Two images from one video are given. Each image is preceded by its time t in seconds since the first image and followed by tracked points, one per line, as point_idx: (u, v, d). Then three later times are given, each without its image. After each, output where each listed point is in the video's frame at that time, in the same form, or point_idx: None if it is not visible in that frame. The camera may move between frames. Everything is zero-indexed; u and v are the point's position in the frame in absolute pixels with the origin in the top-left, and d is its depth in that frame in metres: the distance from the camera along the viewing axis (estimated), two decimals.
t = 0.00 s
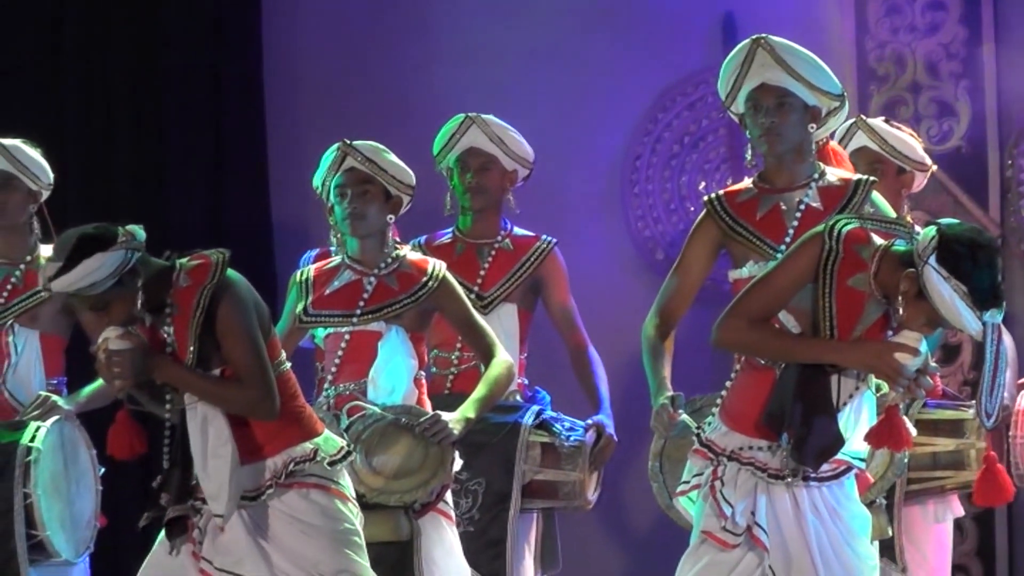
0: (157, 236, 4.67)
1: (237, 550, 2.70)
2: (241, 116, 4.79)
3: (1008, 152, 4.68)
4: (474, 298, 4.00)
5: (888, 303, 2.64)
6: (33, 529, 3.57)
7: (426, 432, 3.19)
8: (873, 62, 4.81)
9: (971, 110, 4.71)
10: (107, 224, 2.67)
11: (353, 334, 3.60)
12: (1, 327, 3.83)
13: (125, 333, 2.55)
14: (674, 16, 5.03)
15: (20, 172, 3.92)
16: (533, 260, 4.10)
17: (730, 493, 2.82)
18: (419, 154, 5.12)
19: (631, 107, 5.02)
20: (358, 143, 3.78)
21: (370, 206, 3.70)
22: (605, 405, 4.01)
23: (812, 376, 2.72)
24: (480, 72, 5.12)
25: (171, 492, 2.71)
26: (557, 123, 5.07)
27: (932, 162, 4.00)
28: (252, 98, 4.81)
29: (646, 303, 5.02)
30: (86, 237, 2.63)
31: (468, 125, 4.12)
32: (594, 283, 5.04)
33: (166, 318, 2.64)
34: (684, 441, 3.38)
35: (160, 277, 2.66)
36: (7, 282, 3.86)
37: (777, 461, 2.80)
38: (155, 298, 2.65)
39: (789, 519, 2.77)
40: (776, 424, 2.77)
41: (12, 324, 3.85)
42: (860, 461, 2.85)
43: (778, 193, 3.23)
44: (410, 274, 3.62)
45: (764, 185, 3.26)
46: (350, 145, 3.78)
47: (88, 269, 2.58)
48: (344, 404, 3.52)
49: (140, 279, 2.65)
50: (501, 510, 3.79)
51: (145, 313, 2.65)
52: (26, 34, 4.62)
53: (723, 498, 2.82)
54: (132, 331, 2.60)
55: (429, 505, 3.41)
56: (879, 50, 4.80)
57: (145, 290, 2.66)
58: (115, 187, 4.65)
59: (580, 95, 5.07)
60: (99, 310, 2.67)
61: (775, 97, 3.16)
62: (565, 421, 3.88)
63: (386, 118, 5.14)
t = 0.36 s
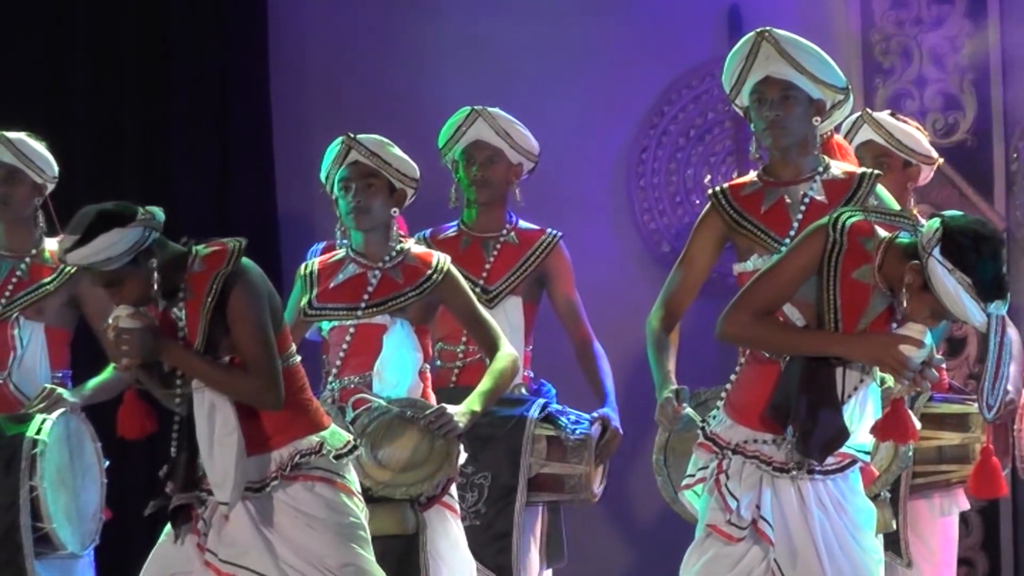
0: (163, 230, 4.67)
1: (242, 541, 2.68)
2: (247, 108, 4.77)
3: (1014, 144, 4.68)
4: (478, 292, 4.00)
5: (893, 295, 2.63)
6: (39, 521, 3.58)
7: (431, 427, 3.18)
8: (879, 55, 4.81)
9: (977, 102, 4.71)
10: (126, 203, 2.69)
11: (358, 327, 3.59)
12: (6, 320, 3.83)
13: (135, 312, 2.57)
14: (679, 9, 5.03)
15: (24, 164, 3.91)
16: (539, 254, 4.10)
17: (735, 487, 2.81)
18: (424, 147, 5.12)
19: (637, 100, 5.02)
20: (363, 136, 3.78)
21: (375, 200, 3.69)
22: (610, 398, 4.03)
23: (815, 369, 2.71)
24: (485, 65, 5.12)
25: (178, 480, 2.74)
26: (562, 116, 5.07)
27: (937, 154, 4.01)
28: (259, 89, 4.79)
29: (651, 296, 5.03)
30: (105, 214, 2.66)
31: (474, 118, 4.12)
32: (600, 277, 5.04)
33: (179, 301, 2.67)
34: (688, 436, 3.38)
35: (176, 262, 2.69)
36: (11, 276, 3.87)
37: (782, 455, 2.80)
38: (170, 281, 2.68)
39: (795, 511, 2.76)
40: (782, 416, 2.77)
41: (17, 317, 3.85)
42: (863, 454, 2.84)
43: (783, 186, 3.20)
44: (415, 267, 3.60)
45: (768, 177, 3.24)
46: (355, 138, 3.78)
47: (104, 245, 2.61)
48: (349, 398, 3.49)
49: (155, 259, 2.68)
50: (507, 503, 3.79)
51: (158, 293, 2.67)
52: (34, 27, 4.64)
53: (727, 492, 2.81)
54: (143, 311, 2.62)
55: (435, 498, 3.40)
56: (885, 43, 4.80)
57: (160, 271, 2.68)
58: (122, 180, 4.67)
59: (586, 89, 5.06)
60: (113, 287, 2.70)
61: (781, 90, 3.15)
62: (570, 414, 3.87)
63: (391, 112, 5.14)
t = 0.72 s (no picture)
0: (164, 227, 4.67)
1: (245, 535, 2.68)
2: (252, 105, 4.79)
3: (1017, 140, 4.69)
4: (485, 288, 4.01)
5: (893, 289, 2.63)
6: (40, 517, 3.57)
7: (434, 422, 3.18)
8: (882, 52, 4.81)
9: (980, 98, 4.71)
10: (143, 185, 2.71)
11: (361, 322, 3.58)
12: (7, 316, 3.82)
13: (143, 295, 2.59)
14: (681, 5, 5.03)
15: (23, 160, 3.88)
16: (546, 249, 4.12)
17: (737, 483, 2.81)
18: (426, 144, 5.12)
19: (639, 96, 5.02)
20: (366, 132, 3.74)
21: (378, 196, 3.66)
22: (617, 393, 4.02)
23: (818, 364, 2.70)
24: (487, 61, 5.12)
25: (180, 472, 2.74)
26: (564, 112, 5.07)
27: (939, 150, 4.03)
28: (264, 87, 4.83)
29: (653, 293, 5.03)
30: (121, 194, 2.68)
31: (481, 113, 4.13)
32: (601, 274, 5.04)
33: (189, 288, 2.68)
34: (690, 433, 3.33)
35: (188, 250, 2.70)
36: (13, 273, 3.86)
37: (784, 450, 2.79)
38: (181, 268, 2.69)
39: (797, 507, 2.75)
40: (783, 411, 2.76)
41: (18, 313, 3.84)
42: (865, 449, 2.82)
43: (783, 181, 3.20)
44: (418, 263, 3.60)
45: (768, 173, 3.24)
46: (357, 135, 3.73)
47: (117, 223, 2.62)
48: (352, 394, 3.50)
49: (167, 242, 2.69)
50: (513, 499, 3.79)
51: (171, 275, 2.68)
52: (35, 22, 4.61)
53: (730, 489, 2.81)
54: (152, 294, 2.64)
55: (438, 495, 3.33)
56: (887, 40, 4.80)
57: (172, 254, 2.70)
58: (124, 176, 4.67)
59: (588, 86, 5.06)
60: (124, 267, 2.70)
61: (782, 86, 3.13)
62: (579, 411, 3.85)
63: (393, 108, 5.14)
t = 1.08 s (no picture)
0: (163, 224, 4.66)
1: (242, 531, 2.68)
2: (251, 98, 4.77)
3: (1016, 137, 4.69)
4: (494, 285, 4.04)
5: (890, 282, 2.63)
6: (41, 514, 3.56)
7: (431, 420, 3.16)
8: (882, 49, 4.80)
9: (978, 96, 4.72)
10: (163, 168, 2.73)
11: (361, 320, 3.57)
12: (6, 313, 3.81)
13: (150, 276, 2.58)
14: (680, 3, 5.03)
15: (23, 156, 3.87)
16: (554, 246, 4.12)
17: (736, 480, 2.81)
18: (426, 142, 5.12)
19: (639, 94, 5.02)
20: (366, 130, 3.73)
21: (379, 194, 3.67)
22: (625, 391, 4.02)
23: (816, 358, 2.70)
24: (487, 59, 5.12)
25: (179, 464, 2.75)
26: (563, 111, 5.07)
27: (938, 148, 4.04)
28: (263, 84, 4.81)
29: (652, 291, 5.03)
30: (142, 174, 2.70)
31: (490, 111, 4.13)
32: (601, 272, 5.04)
33: (197, 276, 2.69)
34: (690, 430, 3.30)
35: (201, 240, 2.71)
36: (12, 270, 3.85)
37: (783, 446, 2.79)
38: (191, 257, 2.69)
39: (797, 504, 2.75)
40: (782, 406, 2.76)
41: (18, 310, 3.83)
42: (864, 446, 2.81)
43: (780, 180, 3.20)
44: (418, 260, 3.59)
45: (766, 172, 3.24)
46: (358, 133, 3.73)
47: (132, 199, 2.63)
48: (351, 391, 3.49)
49: (180, 226, 2.69)
50: (520, 497, 3.78)
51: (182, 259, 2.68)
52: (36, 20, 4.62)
53: (729, 488, 2.80)
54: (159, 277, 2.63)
55: (435, 493, 3.39)
56: (887, 37, 4.79)
57: (184, 238, 2.70)
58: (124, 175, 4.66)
59: (587, 83, 5.06)
60: (132, 245, 2.69)
61: (777, 85, 3.13)
62: (586, 410, 3.85)
63: (393, 106, 5.14)
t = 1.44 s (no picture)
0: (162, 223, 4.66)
1: (239, 527, 2.68)
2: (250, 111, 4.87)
3: (1012, 137, 4.71)
4: (495, 284, 4.03)
5: (882, 273, 2.63)
6: (41, 513, 3.55)
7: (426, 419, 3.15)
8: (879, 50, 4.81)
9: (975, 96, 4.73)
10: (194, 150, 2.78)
11: (357, 319, 3.57)
12: (6, 311, 3.81)
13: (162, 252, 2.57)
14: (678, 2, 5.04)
15: (21, 155, 3.87)
16: (557, 245, 4.12)
17: (734, 478, 2.81)
18: (425, 142, 5.12)
19: (637, 93, 5.02)
20: (365, 129, 3.72)
21: (378, 192, 3.67)
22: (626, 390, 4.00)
23: (812, 353, 2.70)
24: (486, 59, 5.12)
25: (174, 456, 2.77)
26: (562, 110, 5.07)
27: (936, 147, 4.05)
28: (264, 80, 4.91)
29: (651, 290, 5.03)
30: (168, 151, 2.73)
31: (492, 111, 4.13)
32: (600, 271, 5.04)
33: (209, 265, 2.71)
34: (687, 428, 3.32)
35: (218, 233, 2.74)
36: (10, 268, 3.85)
37: (780, 444, 2.79)
38: (209, 247, 2.72)
39: (794, 503, 2.75)
40: (778, 401, 2.77)
41: (16, 309, 3.83)
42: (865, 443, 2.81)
43: (775, 180, 3.21)
44: (417, 259, 3.59)
45: (762, 172, 3.24)
46: (356, 132, 3.73)
47: (156, 170, 2.68)
48: (347, 390, 3.48)
49: (199, 207, 2.72)
50: (521, 496, 3.76)
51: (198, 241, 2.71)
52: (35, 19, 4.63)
53: (725, 487, 2.81)
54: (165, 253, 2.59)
55: (432, 491, 3.38)
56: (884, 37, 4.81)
57: (201, 222, 2.73)
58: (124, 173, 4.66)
59: (586, 83, 5.06)
60: (148, 218, 2.72)
61: (772, 84, 3.13)
62: (585, 410, 3.86)
63: (392, 105, 5.14)
